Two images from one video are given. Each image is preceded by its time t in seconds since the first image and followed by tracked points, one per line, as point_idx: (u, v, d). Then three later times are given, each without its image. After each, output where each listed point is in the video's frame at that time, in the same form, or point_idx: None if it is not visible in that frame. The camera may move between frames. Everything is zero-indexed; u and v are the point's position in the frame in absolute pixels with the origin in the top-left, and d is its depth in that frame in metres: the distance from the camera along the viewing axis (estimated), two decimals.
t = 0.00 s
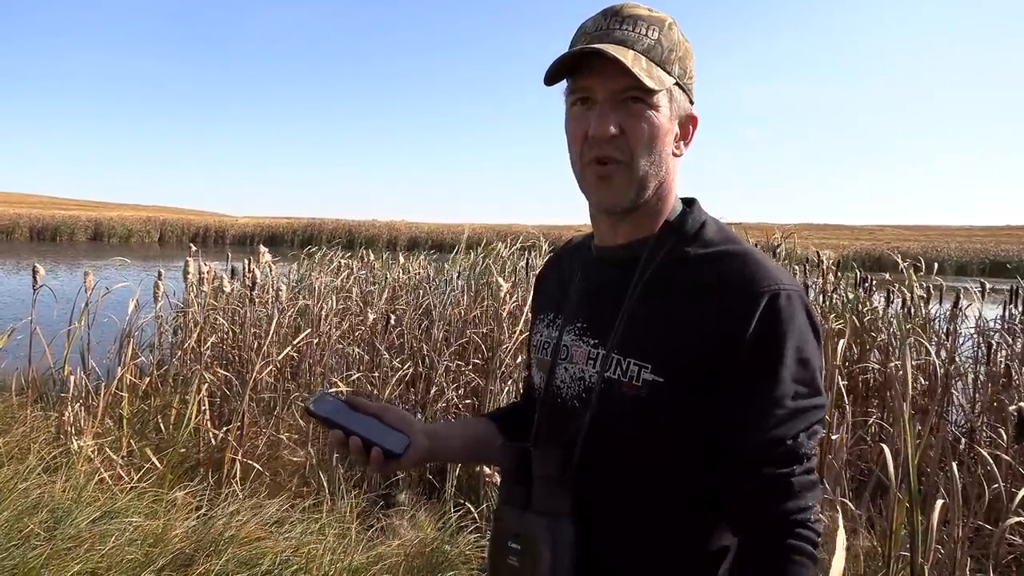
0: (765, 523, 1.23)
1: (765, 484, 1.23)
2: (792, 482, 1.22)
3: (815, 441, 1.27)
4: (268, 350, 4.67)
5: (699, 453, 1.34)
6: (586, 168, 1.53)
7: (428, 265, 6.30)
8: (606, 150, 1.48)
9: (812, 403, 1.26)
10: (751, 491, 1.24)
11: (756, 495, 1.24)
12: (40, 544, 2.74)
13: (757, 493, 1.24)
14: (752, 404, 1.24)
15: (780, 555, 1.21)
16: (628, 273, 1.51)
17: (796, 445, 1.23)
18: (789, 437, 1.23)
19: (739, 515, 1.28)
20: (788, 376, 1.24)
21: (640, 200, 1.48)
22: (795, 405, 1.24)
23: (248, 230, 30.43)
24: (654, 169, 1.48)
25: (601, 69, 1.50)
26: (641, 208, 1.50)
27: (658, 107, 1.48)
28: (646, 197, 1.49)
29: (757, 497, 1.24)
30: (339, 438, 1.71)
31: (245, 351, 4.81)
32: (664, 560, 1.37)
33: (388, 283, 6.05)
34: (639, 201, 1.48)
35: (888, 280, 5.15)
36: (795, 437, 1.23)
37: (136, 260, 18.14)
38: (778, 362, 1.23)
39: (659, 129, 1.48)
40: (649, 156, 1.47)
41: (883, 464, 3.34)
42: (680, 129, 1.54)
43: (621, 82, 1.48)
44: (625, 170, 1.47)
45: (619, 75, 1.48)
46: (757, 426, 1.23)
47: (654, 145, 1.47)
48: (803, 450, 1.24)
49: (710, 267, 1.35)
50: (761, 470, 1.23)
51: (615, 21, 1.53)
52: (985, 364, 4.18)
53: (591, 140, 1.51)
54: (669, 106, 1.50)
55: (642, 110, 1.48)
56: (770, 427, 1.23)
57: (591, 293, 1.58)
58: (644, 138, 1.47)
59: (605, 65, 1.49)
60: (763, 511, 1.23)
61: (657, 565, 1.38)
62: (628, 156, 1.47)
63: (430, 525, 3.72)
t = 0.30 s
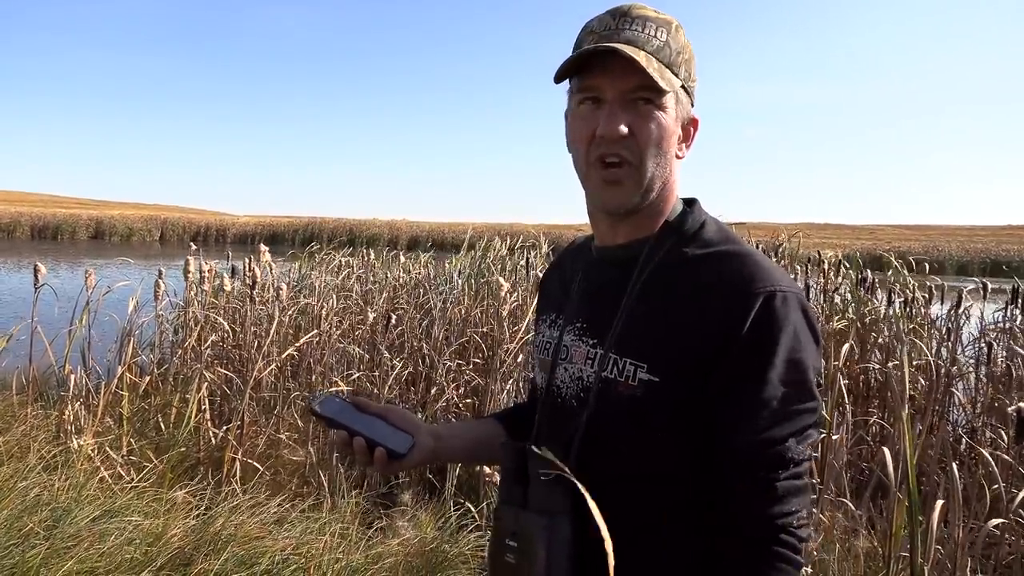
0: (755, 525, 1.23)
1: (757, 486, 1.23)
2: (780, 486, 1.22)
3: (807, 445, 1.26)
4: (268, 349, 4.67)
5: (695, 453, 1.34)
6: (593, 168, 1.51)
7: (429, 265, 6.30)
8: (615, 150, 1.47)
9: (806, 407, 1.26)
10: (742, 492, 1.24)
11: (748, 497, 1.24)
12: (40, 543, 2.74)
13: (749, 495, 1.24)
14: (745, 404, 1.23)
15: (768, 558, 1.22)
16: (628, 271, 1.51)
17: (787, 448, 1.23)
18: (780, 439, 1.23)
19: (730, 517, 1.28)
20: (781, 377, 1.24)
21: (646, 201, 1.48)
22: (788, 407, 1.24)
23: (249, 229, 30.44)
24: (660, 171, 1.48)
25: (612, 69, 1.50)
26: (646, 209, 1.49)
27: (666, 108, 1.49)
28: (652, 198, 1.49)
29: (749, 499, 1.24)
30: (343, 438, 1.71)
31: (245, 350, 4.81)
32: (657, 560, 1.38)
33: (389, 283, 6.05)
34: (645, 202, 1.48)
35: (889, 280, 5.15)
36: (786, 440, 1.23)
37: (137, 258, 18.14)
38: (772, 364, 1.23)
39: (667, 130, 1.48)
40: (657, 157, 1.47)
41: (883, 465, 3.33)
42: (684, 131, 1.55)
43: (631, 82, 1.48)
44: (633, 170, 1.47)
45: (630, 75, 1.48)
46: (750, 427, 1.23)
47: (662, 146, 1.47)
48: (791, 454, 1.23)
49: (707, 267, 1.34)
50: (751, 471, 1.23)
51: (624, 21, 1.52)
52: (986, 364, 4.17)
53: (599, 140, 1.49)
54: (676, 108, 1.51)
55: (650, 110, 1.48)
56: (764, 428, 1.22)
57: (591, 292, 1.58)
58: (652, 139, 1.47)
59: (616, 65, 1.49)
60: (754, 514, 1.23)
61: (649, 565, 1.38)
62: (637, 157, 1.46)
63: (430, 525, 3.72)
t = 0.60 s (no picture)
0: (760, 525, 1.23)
1: (760, 487, 1.23)
2: (785, 486, 1.22)
3: (812, 444, 1.26)
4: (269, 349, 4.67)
5: (698, 454, 1.34)
6: (603, 167, 1.50)
7: (429, 264, 6.31)
8: (627, 150, 1.47)
9: (808, 407, 1.26)
10: (746, 493, 1.24)
11: (752, 498, 1.24)
12: (40, 544, 2.74)
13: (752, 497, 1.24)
14: (747, 405, 1.23)
15: (774, 558, 1.22)
16: (629, 271, 1.50)
17: (791, 448, 1.23)
18: (783, 440, 1.23)
19: (735, 517, 1.28)
20: (783, 378, 1.23)
21: (654, 200, 1.49)
22: (790, 407, 1.24)
23: (249, 230, 30.45)
24: (670, 171, 1.49)
25: (623, 67, 1.49)
26: (652, 208, 1.50)
27: (674, 108, 1.50)
28: (658, 197, 1.50)
29: (752, 500, 1.24)
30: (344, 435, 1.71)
31: (245, 350, 4.81)
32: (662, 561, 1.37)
33: (389, 282, 6.05)
34: (654, 201, 1.49)
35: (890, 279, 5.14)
36: (789, 440, 1.23)
37: (137, 259, 18.15)
38: (774, 365, 1.23)
39: (676, 130, 1.49)
40: (668, 157, 1.48)
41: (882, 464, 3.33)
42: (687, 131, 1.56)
43: (642, 81, 1.48)
44: (645, 170, 1.47)
45: (641, 74, 1.48)
46: (752, 428, 1.23)
47: (672, 146, 1.48)
48: (799, 454, 1.23)
49: (708, 267, 1.34)
50: (754, 473, 1.23)
51: (632, 19, 1.51)
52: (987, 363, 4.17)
53: (609, 139, 1.49)
54: (682, 108, 1.52)
55: (660, 110, 1.49)
56: (766, 430, 1.22)
57: (591, 292, 1.58)
58: (664, 138, 1.47)
59: (628, 65, 1.48)
60: (758, 515, 1.23)
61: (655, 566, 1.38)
62: (648, 156, 1.47)
63: (430, 524, 3.72)
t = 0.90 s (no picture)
0: (761, 524, 1.23)
1: (760, 486, 1.23)
2: (785, 485, 1.22)
3: (813, 443, 1.27)
4: (272, 347, 4.67)
5: (698, 452, 1.34)
6: (604, 167, 1.51)
7: (432, 263, 6.31)
8: (627, 149, 1.47)
9: (810, 406, 1.26)
10: (746, 491, 1.25)
11: (752, 496, 1.24)
12: (43, 541, 2.75)
13: (752, 496, 1.24)
14: (749, 403, 1.23)
15: (772, 557, 1.22)
16: (630, 269, 1.50)
17: (791, 447, 1.23)
18: (784, 438, 1.23)
19: (734, 516, 1.28)
20: (784, 376, 1.24)
21: (655, 200, 1.49)
22: (791, 405, 1.24)
23: (253, 229, 30.49)
24: (671, 171, 1.48)
25: (625, 66, 1.49)
26: (653, 208, 1.50)
27: (676, 107, 1.49)
28: (660, 197, 1.49)
29: (753, 499, 1.24)
30: (350, 443, 1.71)
31: (248, 348, 4.82)
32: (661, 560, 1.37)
33: (392, 281, 6.05)
34: (654, 201, 1.49)
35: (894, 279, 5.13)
36: (789, 439, 1.23)
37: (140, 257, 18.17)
38: (776, 363, 1.23)
39: (678, 129, 1.48)
40: (669, 156, 1.47)
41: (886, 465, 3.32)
42: (690, 130, 1.55)
43: (644, 80, 1.47)
44: (645, 169, 1.47)
45: (643, 72, 1.47)
46: (753, 427, 1.23)
47: (674, 146, 1.47)
48: (798, 452, 1.24)
49: (710, 265, 1.34)
50: (754, 471, 1.23)
51: (635, 17, 1.50)
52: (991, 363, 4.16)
53: (610, 138, 1.49)
54: (685, 107, 1.51)
55: (661, 109, 1.48)
56: (767, 428, 1.22)
57: (593, 290, 1.58)
58: (665, 138, 1.46)
59: (629, 63, 1.48)
60: (758, 514, 1.24)
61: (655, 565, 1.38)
62: (649, 156, 1.46)
63: (432, 523, 3.72)
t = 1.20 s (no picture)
0: (755, 513, 1.24)
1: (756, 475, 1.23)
2: (781, 474, 1.22)
3: (810, 433, 1.26)
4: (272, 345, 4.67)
5: (694, 442, 1.33)
6: (601, 165, 1.51)
7: (432, 261, 6.31)
8: (624, 146, 1.47)
9: (806, 396, 1.25)
10: (742, 480, 1.24)
11: (748, 485, 1.24)
12: (43, 540, 2.75)
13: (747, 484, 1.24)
14: (745, 392, 1.23)
15: (768, 546, 1.23)
16: (629, 259, 1.50)
17: (788, 436, 1.23)
18: (781, 427, 1.22)
19: (730, 505, 1.28)
20: (781, 365, 1.23)
21: (652, 197, 1.48)
22: (788, 395, 1.23)
23: (253, 227, 30.47)
24: (669, 169, 1.48)
25: (623, 63, 1.48)
26: (651, 206, 1.49)
27: (675, 105, 1.48)
28: (657, 195, 1.49)
29: (748, 488, 1.24)
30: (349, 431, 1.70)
31: (248, 346, 4.81)
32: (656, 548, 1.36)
33: (392, 279, 6.04)
34: (652, 199, 1.48)
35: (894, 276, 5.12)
36: (787, 428, 1.23)
37: (141, 255, 18.17)
38: (773, 352, 1.22)
39: (677, 127, 1.47)
40: (667, 153, 1.46)
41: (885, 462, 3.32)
42: (691, 127, 1.54)
43: (642, 77, 1.46)
44: (642, 168, 1.46)
45: (641, 69, 1.46)
46: (750, 415, 1.22)
47: (672, 144, 1.46)
48: (795, 442, 1.23)
49: (707, 256, 1.33)
50: (751, 460, 1.23)
51: (636, 14, 1.50)
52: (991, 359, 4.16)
53: (607, 136, 1.48)
54: (685, 105, 1.50)
55: (660, 106, 1.47)
56: (763, 417, 1.22)
57: (592, 279, 1.57)
58: (663, 135, 1.46)
59: (626, 60, 1.47)
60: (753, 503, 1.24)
61: (649, 555, 1.37)
62: (645, 153, 1.46)
63: (433, 520, 3.73)
